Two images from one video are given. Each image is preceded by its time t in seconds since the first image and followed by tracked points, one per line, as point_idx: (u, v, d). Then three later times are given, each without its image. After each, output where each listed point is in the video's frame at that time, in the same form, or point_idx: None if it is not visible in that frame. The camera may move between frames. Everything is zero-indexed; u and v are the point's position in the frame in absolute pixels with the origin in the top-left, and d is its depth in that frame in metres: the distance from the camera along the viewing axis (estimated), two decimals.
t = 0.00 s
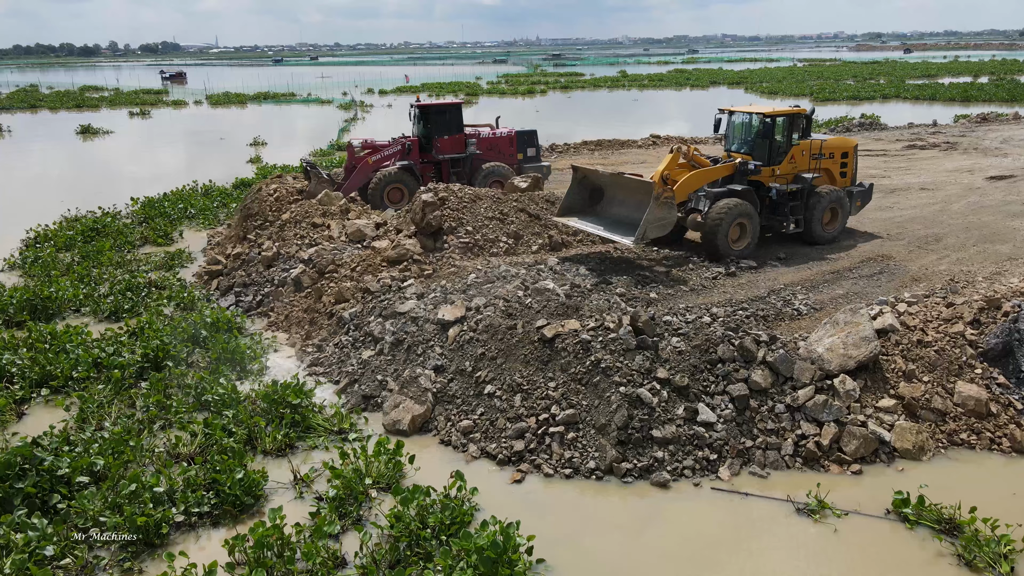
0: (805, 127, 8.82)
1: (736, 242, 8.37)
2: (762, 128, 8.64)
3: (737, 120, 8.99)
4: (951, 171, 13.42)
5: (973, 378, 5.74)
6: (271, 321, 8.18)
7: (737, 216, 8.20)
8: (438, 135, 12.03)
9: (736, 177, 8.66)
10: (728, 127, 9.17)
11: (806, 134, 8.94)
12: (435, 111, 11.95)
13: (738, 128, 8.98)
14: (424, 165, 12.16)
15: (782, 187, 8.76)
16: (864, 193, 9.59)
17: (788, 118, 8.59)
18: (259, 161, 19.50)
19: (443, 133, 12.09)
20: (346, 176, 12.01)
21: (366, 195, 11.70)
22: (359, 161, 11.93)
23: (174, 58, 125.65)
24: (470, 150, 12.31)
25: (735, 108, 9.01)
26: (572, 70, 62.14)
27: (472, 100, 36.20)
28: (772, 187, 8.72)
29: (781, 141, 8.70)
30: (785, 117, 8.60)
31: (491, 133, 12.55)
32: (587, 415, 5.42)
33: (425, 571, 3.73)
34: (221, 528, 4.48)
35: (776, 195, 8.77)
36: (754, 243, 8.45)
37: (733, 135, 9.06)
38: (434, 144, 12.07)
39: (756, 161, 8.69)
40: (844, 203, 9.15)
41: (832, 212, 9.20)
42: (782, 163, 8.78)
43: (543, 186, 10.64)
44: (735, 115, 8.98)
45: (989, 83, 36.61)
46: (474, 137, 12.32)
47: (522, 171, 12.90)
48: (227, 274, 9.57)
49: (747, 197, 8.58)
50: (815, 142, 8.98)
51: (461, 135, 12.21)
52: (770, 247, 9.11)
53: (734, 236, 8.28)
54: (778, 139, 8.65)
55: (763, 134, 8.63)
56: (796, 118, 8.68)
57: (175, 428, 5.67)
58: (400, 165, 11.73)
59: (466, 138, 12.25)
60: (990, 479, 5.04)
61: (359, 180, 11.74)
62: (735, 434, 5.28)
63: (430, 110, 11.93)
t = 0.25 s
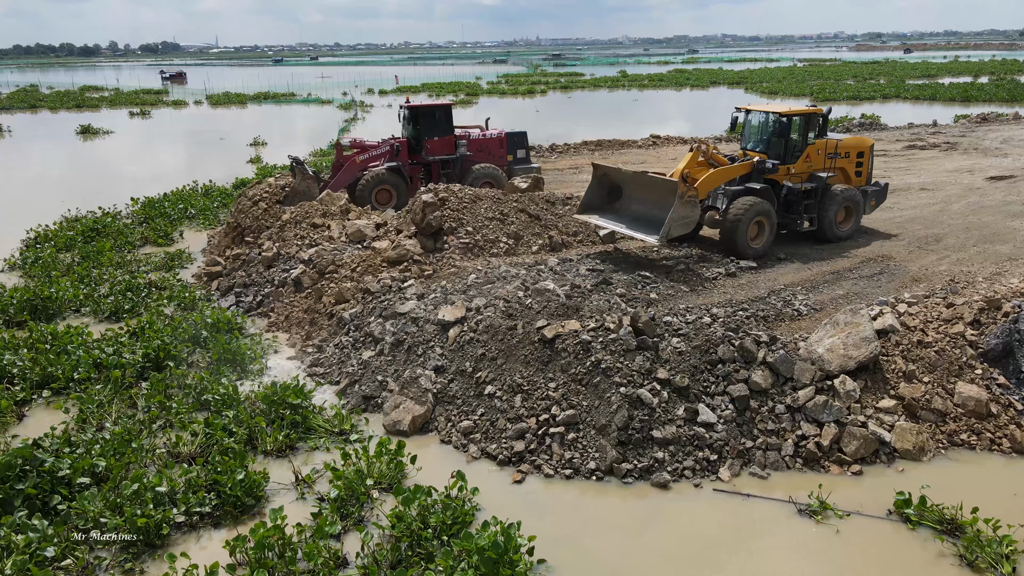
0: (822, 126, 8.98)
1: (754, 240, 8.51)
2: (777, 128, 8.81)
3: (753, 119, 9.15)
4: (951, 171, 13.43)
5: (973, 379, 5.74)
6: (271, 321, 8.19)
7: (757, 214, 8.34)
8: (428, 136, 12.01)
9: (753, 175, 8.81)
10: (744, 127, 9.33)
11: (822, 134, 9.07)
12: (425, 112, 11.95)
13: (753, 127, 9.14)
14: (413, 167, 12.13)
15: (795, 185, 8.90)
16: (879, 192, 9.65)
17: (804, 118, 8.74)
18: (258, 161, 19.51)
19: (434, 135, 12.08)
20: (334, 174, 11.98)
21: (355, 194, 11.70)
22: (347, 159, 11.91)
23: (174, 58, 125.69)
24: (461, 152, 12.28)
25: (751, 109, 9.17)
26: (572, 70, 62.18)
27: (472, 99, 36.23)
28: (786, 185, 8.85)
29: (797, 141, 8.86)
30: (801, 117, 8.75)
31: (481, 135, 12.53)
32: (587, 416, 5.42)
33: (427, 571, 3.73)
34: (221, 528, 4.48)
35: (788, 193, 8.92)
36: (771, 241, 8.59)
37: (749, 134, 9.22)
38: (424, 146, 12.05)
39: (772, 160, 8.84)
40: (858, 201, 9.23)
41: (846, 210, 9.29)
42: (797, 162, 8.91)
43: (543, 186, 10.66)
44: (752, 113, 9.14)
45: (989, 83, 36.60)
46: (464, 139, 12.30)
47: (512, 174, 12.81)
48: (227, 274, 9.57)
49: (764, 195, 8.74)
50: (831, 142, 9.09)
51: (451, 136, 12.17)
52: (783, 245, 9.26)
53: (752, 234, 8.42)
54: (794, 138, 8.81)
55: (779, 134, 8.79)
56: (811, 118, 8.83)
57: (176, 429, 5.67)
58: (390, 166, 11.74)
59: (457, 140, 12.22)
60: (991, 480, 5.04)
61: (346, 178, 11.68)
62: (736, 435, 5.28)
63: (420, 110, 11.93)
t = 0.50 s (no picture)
0: (837, 125, 9.02)
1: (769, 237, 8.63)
2: (792, 126, 8.90)
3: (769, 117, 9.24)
4: (952, 172, 13.43)
5: (976, 379, 5.74)
6: (273, 322, 8.19)
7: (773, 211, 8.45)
8: (419, 137, 12.00)
9: (769, 173, 8.97)
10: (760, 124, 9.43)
11: (837, 132, 9.15)
12: (416, 113, 11.94)
13: (768, 125, 9.25)
14: (404, 168, 12.13)
15: (808, 184, 8.99)
16: (893, 192, 9.76)
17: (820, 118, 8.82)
18: (259, 161, 19.52)
19: (425, 136, 12.07)
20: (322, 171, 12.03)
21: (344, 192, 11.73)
22: (337, 158, 11.97)
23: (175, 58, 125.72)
24: (452, 153, 12.27)
25: (767, 107, 9.27)
26: (572, 70, 62.22)
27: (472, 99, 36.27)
28: (800, 184, 8.96)
29: (812, 139, 8.94)
30: (816, 116, 8.84)
31: (473, 136, 12.48)
32: (589, 416, 5.43)
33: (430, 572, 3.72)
34: (224, 529, 4.47)
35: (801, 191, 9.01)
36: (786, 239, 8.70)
37: (763, 131, 9.32)
38: (415, 147, 12.05)
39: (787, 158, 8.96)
40: (872, 201, 9.31)
41: (859, 209, 9.36)
42: (811, 160, 9.02)
43: (545, 186, 10.68)
44: (767, 112, 9.24)
45: (989, 83, 36.60)
46: (456, 140, 12.26)
47: (503, 175, 12.75)
48: (228, 275, 9.57)
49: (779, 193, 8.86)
50: (846, 141, 9.18)
51: (441, 137, 12.16)
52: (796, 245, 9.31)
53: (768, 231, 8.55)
54: (808, 137, 8.90)
55: (794, 132, 8.89)
56: (828, 117, 8.90)
57: (178, 429, 5.68)
58: (379, 167, 11.77)
59: (448, 141, 12.21)
60: (992, 481, 5.04)
61: (333, 177, 11.70)
62: (738, 435, 5.28)
63: (410, 111, 11.93)
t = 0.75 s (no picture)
0: (854, 123, 9.03)
1: (787, 234, 8.76)
2: (809, 125, 8.91)
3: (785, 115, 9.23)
4: (954, 172, 13.43)
5: (981, 380, 5.74)
6: (276, 322, 8.20)
7: (791, 209, 8.56)
8: (409, 136, 11.86)
9: (786, 171, 9.05)
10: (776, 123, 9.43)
11: (854, 130, 9.17)
12: (406, 112, 11.82)
13: (785, 123, 9.23)
14: (393, 168, 12.03)
15: (825, 182, 9.02)
16: (910, 189, 9.86)
17: (837, 116, 8.83)
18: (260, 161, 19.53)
19: (415, 136, 11.94)
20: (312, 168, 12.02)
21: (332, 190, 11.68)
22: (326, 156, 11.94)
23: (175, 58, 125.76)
24: (441, 153, 12.13)
25: (784, 105, 9.26)
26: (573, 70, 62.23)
27: (473, 99, 36.31)
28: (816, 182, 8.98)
29: (829, 138, 8.96)
30: (833, 114, 8.85)
31: (463, 136, 12.27)
32: (595, 416, 5.43)
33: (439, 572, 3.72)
34: (230, 530, 4.47)
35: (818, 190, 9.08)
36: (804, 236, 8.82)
37: (780, 129, 9.31)
38: (405, 147, 11.91)
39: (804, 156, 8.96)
40: (888, 198, 9.44)
41: (875, 206, 9.51)
42: (827, 158, 9.02)
43: (548, 186, 10.68)
44: (784, 110, 9.24)
45: (990, 83, 36.61)
46: (446, 140, 12.11)
47: (494, 176, 12.47)
48: (231, 275, 9.57)
49: (796, 191, 8.96)
50: (863, 139, 9.18)
51: (431, 137, 12.02)
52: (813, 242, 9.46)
53: (786, 229, 8.67)
54: (825, 135, 8.92)
55: (812, 130, 8.91)
56: (845, 115, 8.91)
57: (183, 430, 5.68)
58: (367, 166, 11.70)
59: (438, 141, 12.05)
60: (998, 481, 5.03)
61: (321, 174, 11.76)
62: (744, 436, 5.28)
63: (400, 111, 11.82)
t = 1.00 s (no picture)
0: (870, 123, 9.10)
1: (803, 232, 8.81)
2: (824, 124, 8.93)
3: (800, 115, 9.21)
4: (957, 172, 13.43)
5: (987, 380, 5.73)
6: (281, 322, 8.20)
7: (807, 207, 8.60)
8: (401, 138, 11.63)
9: (802, 169, 9.04)
10: (790, 122, 9.41)
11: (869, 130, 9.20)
12: (398, 112, 11.57)
13: (800, 123, 9.23)
14: (385, 169, 11.72)
15: (841, 180, 9.07)
16: (926, 189, 9.87)
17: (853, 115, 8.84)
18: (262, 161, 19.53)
19: (407, 136, 11.70)
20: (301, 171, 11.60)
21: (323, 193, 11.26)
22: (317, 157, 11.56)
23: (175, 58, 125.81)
24: (434, 154, 11.87)
25: (798, 104, 9.25)
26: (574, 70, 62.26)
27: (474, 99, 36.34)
28: (832, 180, 9.03)
29: (844, 137, 8.96)
30: (848, 114, 8.86)
31: (456, 136, 12.08)
32: (601, 417, 5.43)
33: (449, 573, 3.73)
34: (239, 530, 4.47)
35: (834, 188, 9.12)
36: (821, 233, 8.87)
37: (794, 129, 9.33)
38: (397, 148, 11.68)
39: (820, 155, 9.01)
40: (904, 197, 9.45)
41: (891, 205, 9.53)
42: (843, 157, 9.04)
43: (552, 186, 10.68)
44: (799, 109, 9.22)
45: (991, 83, 36.59)
46: (438, 141, 11.88)
47: (488, 177, 12.37)
48: (235, 275, 9.57)
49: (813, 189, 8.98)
50: (879, 138, 9.21)
51: (424, 138, 11.79)
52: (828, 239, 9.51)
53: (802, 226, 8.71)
54: (841, 134, 8.92)
55: (827, 130, 8.92)
56: (860, 114, 8.94)
57: (189, 431, 5.67)
58: (359, 167, 11.35)
59: (430, 142, 11.81)
60: (1006, 482, 5.03)
61: (311, 177, 11.30)
62: (750, 436, 5.28)
63: (392, 111, 11.56)
